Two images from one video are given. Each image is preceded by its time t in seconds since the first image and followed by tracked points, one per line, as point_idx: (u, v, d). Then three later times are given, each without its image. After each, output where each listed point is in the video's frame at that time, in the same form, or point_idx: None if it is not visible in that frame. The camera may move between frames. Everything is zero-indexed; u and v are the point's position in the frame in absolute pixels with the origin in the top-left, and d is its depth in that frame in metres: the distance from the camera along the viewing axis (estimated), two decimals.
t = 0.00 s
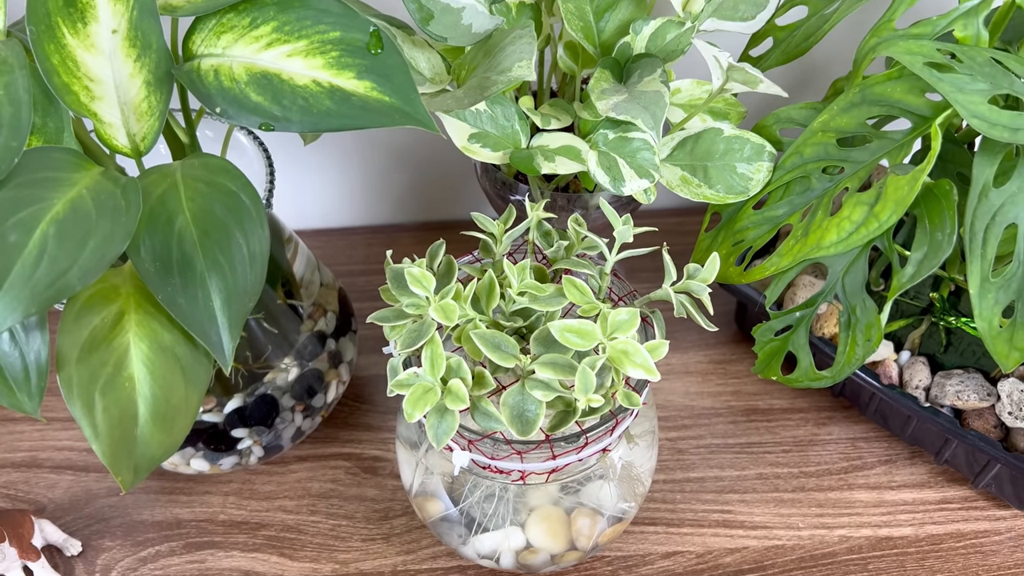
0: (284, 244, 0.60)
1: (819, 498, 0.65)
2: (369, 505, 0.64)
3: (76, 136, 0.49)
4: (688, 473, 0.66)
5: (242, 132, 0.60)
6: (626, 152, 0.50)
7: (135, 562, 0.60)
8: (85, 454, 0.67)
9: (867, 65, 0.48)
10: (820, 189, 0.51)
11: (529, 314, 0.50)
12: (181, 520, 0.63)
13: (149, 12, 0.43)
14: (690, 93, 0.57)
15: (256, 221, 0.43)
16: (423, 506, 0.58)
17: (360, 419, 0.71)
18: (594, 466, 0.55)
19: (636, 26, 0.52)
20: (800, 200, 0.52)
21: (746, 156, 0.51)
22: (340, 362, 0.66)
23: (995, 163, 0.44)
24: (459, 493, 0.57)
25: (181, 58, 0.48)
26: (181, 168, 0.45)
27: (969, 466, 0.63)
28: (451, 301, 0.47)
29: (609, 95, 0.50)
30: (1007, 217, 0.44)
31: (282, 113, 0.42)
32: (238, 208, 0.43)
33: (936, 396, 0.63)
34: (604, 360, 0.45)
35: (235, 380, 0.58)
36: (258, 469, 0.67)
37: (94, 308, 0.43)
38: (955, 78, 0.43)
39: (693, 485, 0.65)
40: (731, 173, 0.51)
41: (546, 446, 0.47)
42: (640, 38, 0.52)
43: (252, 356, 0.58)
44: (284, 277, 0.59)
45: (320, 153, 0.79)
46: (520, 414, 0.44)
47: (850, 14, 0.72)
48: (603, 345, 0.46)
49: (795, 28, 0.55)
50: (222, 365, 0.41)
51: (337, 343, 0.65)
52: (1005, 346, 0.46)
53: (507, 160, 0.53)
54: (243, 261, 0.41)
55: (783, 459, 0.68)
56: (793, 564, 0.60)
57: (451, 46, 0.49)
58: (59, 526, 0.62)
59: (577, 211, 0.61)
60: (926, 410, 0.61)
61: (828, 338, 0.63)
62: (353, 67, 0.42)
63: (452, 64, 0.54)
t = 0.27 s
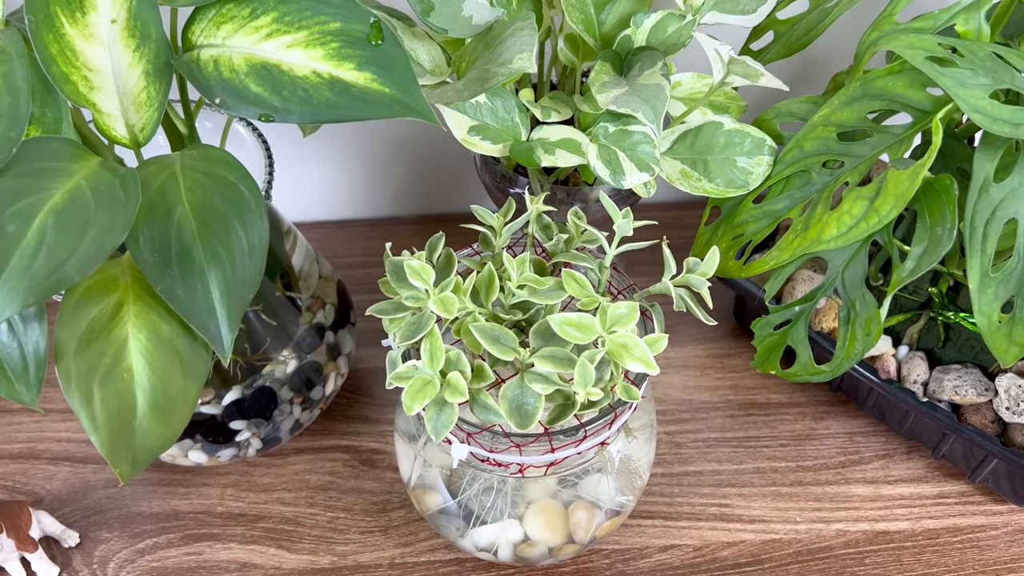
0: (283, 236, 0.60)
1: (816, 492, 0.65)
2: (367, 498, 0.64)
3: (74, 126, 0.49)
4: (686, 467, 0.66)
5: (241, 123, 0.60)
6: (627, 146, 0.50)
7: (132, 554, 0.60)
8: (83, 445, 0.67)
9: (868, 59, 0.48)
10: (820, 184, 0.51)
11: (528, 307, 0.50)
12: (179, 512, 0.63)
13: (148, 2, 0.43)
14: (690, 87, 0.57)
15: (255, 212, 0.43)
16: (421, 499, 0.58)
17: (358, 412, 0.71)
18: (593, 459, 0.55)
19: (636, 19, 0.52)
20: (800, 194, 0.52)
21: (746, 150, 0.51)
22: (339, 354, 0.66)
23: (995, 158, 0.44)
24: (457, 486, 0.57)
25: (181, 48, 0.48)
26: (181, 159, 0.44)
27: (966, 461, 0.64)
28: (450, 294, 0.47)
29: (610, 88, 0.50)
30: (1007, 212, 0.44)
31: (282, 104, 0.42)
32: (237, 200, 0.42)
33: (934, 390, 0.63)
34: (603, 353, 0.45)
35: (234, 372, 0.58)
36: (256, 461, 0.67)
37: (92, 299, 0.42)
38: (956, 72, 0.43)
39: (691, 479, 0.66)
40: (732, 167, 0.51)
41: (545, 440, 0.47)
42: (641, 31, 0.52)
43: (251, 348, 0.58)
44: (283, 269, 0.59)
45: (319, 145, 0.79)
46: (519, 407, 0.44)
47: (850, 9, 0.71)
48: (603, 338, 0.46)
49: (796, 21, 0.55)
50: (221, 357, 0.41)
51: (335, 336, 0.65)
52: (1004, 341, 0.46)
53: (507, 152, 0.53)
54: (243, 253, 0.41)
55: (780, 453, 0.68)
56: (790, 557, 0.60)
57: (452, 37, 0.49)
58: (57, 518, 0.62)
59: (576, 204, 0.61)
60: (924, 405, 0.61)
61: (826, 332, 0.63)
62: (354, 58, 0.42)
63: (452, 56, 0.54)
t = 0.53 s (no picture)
0: (279, 229, 0.60)
1: (813, 487, 0.65)
2: (364, 492, 0.64)
3: (67, 120, 0.49)
4: (683, 462, 0.66)
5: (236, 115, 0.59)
6: (625, 140, 0.50)
7: (128, 549, 0.60)
8: (79, 439, 0.67)
9: (867, 53, 0.48)
10: (819, 179, 0.51)
11: (525, 303, 0.50)
12: (175, 506, 0.63)
13: None
14: (689, 80, 0.56)
15: (248, 208, 0.42)
16: (417, 494, 0.58)
17: (355, 405, 0.71)
18: (589, 455, 0.55)
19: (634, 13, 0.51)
20: (798, 190, 0.52)
21: (744, 145, 0.51)
22: (335, 348, 0.66)
23: (995, 155, 0.44)
24: (454, 481, 0.57)
25: (174, 41, 0.47)
26: (173, 154, 0.44)
27: (964, 457, 0.64)
28: (446, 290, 0.46)
29: (607, 82, 0.50)
30: (1006, 210, 0.44)
31: (275, 99, 0.41)
32: (230, 195, 0.42)
33: (932, 386, 0.63)
34: (599, 350, 0.45)
35: (229, 366, 0.57)
36: (253, 455, 0.67)
37: (85, 295, 0.42)
38: (956, 68, 0.42)
39: (688, 474, 0.66)
40: (730, 162, 0.51)
41: (541, 436, 0.47)
42: (639, 24, 0.52)
43: (247, 343, 0.58)
44: (279, 263, 0.59)
45: (315, 137, 0.78)
46: (515, 404, 0.44)
47: (851, 2, 0.71)
48: (599, 335, 0.45)
49: (796, 14, 0.54)
50: (215, 354, 0.41)
51: (331, 330, 0.65)
52: (1003, 339, 0.46)
53: (504, 147, 0.52)
54: (236, 249, 0.41)
55: (778, 448, 0.68)
56: (787, 553, 0.60)
57: (448, 31, 0.48)
58: (52, 511, 0.62)
59: (574, 198, 0.61)
60: (922, 401, 0.61)
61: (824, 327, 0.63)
62: (348, 53, 0.41)
63: (448, 49, 0.53)
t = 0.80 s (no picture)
0: (273, 223, 0.59)
1: (811, 483, 0.65)
2: (360, 487, 0.64)
3: (57, 115, 0.48)
4: (680, 457, 0.66)
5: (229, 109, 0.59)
6: (621, 134, 0.49)
7: (124, 543, 0.60)
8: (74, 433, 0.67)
9: (867, 47, 0.47)
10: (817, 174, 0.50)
11: (519, 300, 0.50)
12: (171, 501, 0.63)
13: None
14: (687, 73, 0.56)
15: (239, 204, 0.42)
16: (412, 490, 0.57)
17: (351, 400, 0.70)
18: (585, 452, 0.55)
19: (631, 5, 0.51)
20: (796, 185, 0.51)
21: (742, 139, 0.50)
22: (331, 343, 0.66)
23: (995, 150, 0.43)
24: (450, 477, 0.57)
25: (164, 35, 0.47)
26: (164, 150, 0.43)
27: (963, 453, 0.63)
28: (440, 287, 0.46)
29: (604, 76, 0.49)
30: (1006, 207, 0.43)
31: (265, 95, 0.41)
32: (221, 191, 0.42)
33: (931, 381, 0.63)
34: (594, 348, 0.45)
35: (223, 362, 0.57)
36: (249, 450, 0.67)
37: (75, 293, 0.42)
38: (956, 62, 0.41)
39: (685, 469, 0.65)
40: (728, 156, 0.50)
41: (535, 434, 0.47)
42: (636, 16, 0.51)
43: (241, 338, 0.57)
44: (273, 257, 0.59)
45: (311, 130, 0.78)
46: (509, 402, 0.44)
47: None
48: (594, 332, 0.45)
49: (796, 6, 0.53)
50: (206, 352, 0.41)
51: (327, 324, 0.65)
52: (1001, 337, 0.45)
53: (499, 141, 0.52)
54: (226, 246, 0.41)
55: (776, 443, 0.67)
56: (784, 549, 0.60)
57: (441, 23, 0.46)
58: (48, 506, 0.62)
59: (570, 193, 0.60)
60: (921, 397, 0.61)
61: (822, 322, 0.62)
62: (338, 47, 0.40)
63: (442, 42, 0.53)
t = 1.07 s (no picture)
0: (268, 217, 0.59)
1: (812, 477, 0.64)
2: (359, 482, 0.64)
3: (47, 110, 0.48)
4: (680, 451, 0.66)
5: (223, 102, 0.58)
6: (618, 128, 0.49)
7: (122, 538, 0.60)
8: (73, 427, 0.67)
9: (869, 38, 0.46)
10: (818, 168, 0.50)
11: (515, 296, 0.49)
12: (169, 495, 0.63)
13: None
14: (686, 64, 0.55)
15: (229, 201, 0.41)
16: (410, 485, 0.57)
17: (349, 394, 0.70)
18: (583, 448, 0.54)
19: None
20: (796, 178, 0.50)
21: (742, 132, 0.49)
22: (328, 337, 0.65)
23: (999, 144, 0.42)
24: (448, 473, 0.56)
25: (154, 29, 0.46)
26: (154, 145, 0.43)
27: (965, 447, 0.63)
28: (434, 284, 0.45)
29: (601, 68, 0.48)
30: (1009, 201, 0.42)
31: (254, 90, 0.40)
32: (211, 188, 0.41)
33: (934, 376, 0.62)
34: (590, 345, 0.44)
35: (219, 357, 0.57)
36: (247, 444, 0.67)
37: (65, 291, 0.42)
38: (959, 54, 0.41)
39: (685, 464, 0.65)
40: (727, 150, 0.49)
41: (532, 432, 0.47)
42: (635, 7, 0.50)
43: (238, 333, 0.57)
44: (269, 252, 0.58)
45: (308, 122, 0.77)
46: (504, 399, 0.43)
47: None
48: (590, 329, 0.44)
49: None
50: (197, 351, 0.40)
51: (324, 319, 0.64)
52: (1004, 334, 0.44)
53: (495, 135, 0.51)
54: (217, 244, 0.40)
55: (777, 437, 0.67)
56: (784, 544, 0.60)
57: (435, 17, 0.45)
58: (47, 501, 0.62)
59: (568, 186, 0.60)
60: (923, 391, 0.60)
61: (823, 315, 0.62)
62: (329, 41, 0.40)
63: (437, 34, 0.52)
